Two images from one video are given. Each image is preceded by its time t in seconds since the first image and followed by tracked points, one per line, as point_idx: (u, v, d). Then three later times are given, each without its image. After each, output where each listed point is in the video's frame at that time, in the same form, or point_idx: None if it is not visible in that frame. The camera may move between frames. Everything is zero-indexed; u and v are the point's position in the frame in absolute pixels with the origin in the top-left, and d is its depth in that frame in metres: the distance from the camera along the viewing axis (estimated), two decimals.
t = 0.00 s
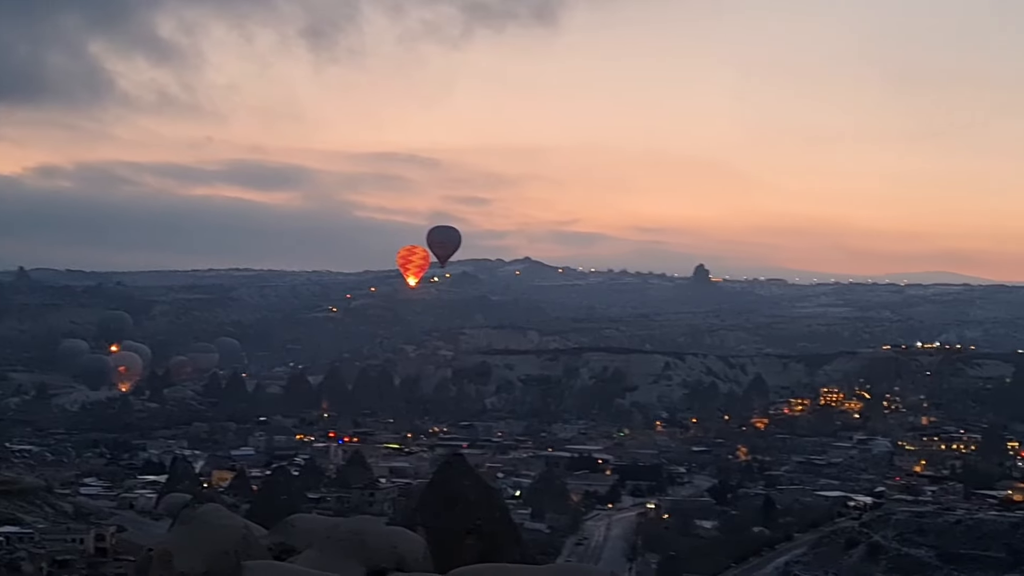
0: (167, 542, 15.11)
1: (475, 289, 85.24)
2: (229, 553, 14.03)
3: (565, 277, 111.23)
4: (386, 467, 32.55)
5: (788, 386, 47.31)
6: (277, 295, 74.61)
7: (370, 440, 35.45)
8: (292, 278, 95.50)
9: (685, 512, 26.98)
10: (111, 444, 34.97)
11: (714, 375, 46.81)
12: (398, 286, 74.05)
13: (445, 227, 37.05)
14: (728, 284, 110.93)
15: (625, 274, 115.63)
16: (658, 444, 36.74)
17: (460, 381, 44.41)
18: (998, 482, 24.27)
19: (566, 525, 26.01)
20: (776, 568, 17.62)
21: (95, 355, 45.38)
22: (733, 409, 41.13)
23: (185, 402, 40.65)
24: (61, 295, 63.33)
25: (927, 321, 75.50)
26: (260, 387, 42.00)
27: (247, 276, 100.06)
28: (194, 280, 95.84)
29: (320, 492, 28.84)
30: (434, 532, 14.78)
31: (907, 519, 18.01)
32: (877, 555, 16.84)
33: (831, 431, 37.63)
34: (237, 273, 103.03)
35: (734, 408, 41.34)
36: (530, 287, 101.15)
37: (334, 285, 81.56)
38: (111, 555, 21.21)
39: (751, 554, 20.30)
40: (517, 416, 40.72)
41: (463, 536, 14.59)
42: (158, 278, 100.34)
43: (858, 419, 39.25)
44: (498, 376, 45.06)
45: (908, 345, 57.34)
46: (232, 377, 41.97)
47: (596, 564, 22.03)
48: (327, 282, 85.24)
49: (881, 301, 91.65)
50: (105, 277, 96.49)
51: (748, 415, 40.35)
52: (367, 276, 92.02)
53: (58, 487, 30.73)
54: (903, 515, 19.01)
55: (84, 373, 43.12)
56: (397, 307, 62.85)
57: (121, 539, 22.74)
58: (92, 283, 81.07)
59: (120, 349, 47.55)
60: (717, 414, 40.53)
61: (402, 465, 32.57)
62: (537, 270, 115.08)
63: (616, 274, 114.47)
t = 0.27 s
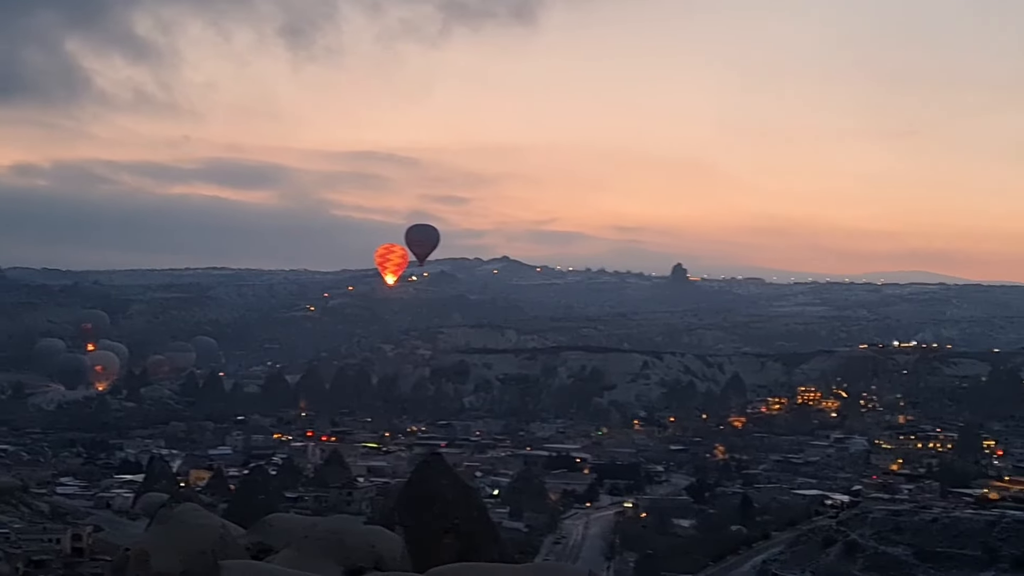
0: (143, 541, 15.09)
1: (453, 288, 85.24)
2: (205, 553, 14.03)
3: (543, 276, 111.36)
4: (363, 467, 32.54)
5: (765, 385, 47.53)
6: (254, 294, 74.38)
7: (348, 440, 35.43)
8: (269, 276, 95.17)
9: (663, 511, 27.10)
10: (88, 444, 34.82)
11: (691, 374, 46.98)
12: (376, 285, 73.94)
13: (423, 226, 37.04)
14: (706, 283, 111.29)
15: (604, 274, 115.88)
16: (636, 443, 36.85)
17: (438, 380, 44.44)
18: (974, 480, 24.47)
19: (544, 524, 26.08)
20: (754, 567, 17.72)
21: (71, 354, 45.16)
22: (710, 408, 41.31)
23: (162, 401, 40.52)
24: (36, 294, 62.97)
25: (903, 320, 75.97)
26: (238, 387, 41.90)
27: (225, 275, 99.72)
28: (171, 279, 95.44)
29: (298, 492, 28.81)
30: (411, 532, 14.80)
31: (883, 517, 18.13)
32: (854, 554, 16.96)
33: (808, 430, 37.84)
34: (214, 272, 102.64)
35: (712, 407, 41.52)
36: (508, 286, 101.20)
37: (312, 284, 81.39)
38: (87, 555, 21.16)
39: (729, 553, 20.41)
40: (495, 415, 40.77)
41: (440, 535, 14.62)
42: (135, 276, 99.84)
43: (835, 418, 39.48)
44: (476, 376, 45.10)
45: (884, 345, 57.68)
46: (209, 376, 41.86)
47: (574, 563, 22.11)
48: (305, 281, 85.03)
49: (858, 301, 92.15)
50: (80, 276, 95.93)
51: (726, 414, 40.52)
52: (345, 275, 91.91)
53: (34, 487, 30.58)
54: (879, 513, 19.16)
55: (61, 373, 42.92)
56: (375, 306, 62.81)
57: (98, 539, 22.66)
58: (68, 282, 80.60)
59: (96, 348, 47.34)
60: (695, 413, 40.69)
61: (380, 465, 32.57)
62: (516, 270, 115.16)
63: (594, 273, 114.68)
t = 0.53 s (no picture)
0: (122, 540, 15.08)
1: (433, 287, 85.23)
2: (184, 552, 14.04)
3: (522, 274, 111.45)
4: (342, 465, 32.52)
5: (744, 383, 47.73)
6: (233, 292, 74.17)
7: (327, 438, 35.40)
8: (248, 275, 94.89)
9: (641, 509, 27.20)
10: (65, 442, 34.68)
11: (670, 373, 47.15)
12: (355, 284, 73.84)
13: (402, 223, 37.05)
14: (685, 282, 111.64)
15: (583, 272, 116.05)
16: (616, 442, 36.95)
17: (417, 379, 44.46)
18: (951, 478, 24.68)
19: (523, 522, 26.12)
20: (734, 565, 17.84)
21: (48, 353, 44.95)
22: (689, 407, 41.47)
23: (140, 400, 40.39)
24: (13, 292, 62.62)
25: (881, 319, 76.43)
26: (216, 386, 41.80)
27: (203, 273, 99.38)
28: (148, 277, 95.06)
29: (277, 490, 28.77)
30: (391, 531, 14.85)
31: (862, 515, 18.26)
32: (832, 552, 17.09)
33: (787, 428, 38.03)
34: (192, 271, 102.29)
35: (691, 406, 41.68)
36: (488, 285, 101.21)
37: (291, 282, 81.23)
38: (65, 554, 21.11)
39: (707, 551, 20.52)
40: (474, 414, 40.81)
41: (420, 533, 14.69)
42: (112, 275, 99.37)
43: (813, 417, 39.70)
44: (455, 374, 45.14)
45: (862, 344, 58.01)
46: (187, 375, 41.74)
47: (553, 561, 22.18)
48: (284, 280, 84.83)
49: (837, 299, 92.63)
50: (56, 274, 95.42)
51: (705, 413, 40.70)
52: (324, 273, 91.79)
53: (11, 486, 30.43)
54: (857, 511, 19.30)
55: (38, 371, 42.72)
56: (355, 305, 62.75)
57: (75, 538, 22.58)
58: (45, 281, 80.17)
59: (74, 346, 47.13)
60: (674, 412, 40.84)
61: (358, 463, 32.56)
62: (495, 268, 115.22)
63: (574, 271, 114.84)
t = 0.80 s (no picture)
0: (100, 539, 15.03)
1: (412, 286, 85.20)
2: (161, 553, 14.00)
3: (501, 273, 111.54)
4: (321, 464, 32.51)
5: (722, 382, 47.94)
6: (211, 291, 73.98)
7: (305, 438, 35.36)
8: (226, 274, 94.60)
9: (620, 508, 27.30)
10: (42, 442, 34.52)
11: (649, 372, 47.32)
12: (334, 283, 73.77)
13: (381, 222, 37.04)
14: (663, 281, 111.99)
15: (562, 272, 116.24)
16: (594, 441, 37.06)
17: (396, 378, 44.48)
18: (928, 478, 24.89)
19: (502, 522, 26.17)
20: (712, 564, 17.97)
21: (26, 352, 44.72)
22: (668, 406, 41.64)
23: (118, 400, 40.24)
24: None
25: (858, 319, 76.88)
26: (195, 385, 41.69)
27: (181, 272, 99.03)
28: (126, 275, 94.62)
29: (255, 490, 28.73)
30: (370, 531, 14.79)
31: (840, 514, 18.40)
32: (810, 551, 17.24)
33: (765, 428, 38.23)
34: (170, 269, 101.94)
35: (670, 405, 41.84)
36: (467, 284, 101.27)
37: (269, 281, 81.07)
38: (42, 553, 21.04)
39: (686, 550, 20.63)
40: (454, 413, 40.84)
41: (399, 533, 14.65)
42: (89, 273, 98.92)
43: (791, 416, 39.92)
44: (434, 374, 45.19)
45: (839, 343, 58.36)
46: (166, 374, 41.63)
47: (532, 561, 22.25)
48: (262, 279, 84.63)
49: (815, 299, 93.11)
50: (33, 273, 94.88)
51: (683, 412, 40.85)
52: (303, 272, 91.66)
53: None
54: (835, 510, 19.46)
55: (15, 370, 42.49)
56: (334, 304, 62.69)
57: (53, 538, 22.50)
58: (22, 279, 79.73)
59: (52, 345, 46.90)
60: (653, 411, 40.98)
61: (337, 463, 32.55)
62: (474, 267, 115.27)
63: (553, 271, 115.01)
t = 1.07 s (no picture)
0: (77, 539, 15.00)
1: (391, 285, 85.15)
2: (138, 552, 13.99)
3: (481, 272, 111.61)
4: (299, 463, 32.50)
5: (701, 381, 48.14)
6: (190, 290, 73.78)
7: (284, 436, 35.32)
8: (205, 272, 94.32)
9: (599, 507, 27.40)
10: (19, 440, 34.38)
11: (628, 371, 47.48)
12: (313, 281, 73.66)
13: (360, 220, 37.04)
14: (642, 280, 112.26)
15: (542, 271, 116.39)
16: (573, 440, 37.17)
17: (375, 377, 44.49)
18: (904, 477, 25.10)
19: (480, 521, 26.26)
20: (690, 563, 18.09)
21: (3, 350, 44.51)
22: (647, 405, 41.79)
23: (96, 398, 40.10)
24: None
25: (836, 318, 77.29)
26: (173, 383, 41.60)
27: (159, 270, 98.65)
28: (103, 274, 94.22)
29: (233, 489, 28.71)
30: (348, 529, 14.82)
31: (817, 513, 18.55)
32: (788, 550, 17.39)
33: (743, 426, 38.43)
34: (148, 268, 101.57)
35: (648, 404, 42.00)
36: (446, 283, 101.31)
37: (248, 280, 80.86)
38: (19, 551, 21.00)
39: (664, 549, 20.76)
40: (433, 412, 40.88)
41: (377, 532, 14.68)
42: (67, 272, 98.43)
43: (769, 415, 40.13)
44: (413, 372, 45.23)
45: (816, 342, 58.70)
46: (144, 372, 41.52)
47: (511, 559, 22.34)
48: (241, 277, 84.44)
49: (793, 298, 93.54)
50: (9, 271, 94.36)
51: (662, 411, 41.02)
52: (282, 270, 91.52)
53: None
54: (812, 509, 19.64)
55: None
56: (313, 302, 62.62)
57: (29, 536, 22.43)
58: None
59: (29, 344, 46.69)
60: (631, 410, 41.14)
61: (315, 461, 32.55)
62: (454, 266, 115.27)
63: (532, 270, 115.15)
